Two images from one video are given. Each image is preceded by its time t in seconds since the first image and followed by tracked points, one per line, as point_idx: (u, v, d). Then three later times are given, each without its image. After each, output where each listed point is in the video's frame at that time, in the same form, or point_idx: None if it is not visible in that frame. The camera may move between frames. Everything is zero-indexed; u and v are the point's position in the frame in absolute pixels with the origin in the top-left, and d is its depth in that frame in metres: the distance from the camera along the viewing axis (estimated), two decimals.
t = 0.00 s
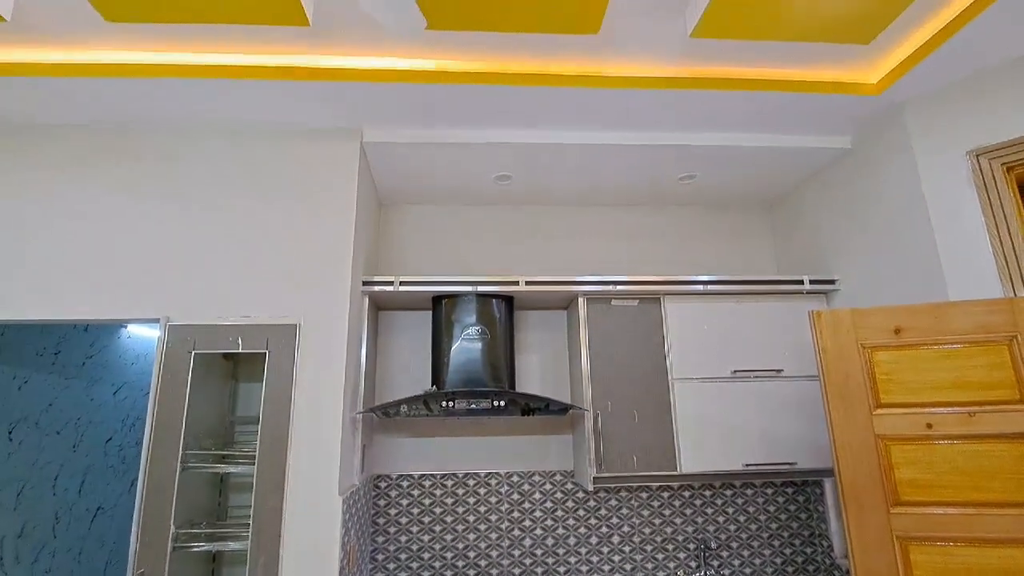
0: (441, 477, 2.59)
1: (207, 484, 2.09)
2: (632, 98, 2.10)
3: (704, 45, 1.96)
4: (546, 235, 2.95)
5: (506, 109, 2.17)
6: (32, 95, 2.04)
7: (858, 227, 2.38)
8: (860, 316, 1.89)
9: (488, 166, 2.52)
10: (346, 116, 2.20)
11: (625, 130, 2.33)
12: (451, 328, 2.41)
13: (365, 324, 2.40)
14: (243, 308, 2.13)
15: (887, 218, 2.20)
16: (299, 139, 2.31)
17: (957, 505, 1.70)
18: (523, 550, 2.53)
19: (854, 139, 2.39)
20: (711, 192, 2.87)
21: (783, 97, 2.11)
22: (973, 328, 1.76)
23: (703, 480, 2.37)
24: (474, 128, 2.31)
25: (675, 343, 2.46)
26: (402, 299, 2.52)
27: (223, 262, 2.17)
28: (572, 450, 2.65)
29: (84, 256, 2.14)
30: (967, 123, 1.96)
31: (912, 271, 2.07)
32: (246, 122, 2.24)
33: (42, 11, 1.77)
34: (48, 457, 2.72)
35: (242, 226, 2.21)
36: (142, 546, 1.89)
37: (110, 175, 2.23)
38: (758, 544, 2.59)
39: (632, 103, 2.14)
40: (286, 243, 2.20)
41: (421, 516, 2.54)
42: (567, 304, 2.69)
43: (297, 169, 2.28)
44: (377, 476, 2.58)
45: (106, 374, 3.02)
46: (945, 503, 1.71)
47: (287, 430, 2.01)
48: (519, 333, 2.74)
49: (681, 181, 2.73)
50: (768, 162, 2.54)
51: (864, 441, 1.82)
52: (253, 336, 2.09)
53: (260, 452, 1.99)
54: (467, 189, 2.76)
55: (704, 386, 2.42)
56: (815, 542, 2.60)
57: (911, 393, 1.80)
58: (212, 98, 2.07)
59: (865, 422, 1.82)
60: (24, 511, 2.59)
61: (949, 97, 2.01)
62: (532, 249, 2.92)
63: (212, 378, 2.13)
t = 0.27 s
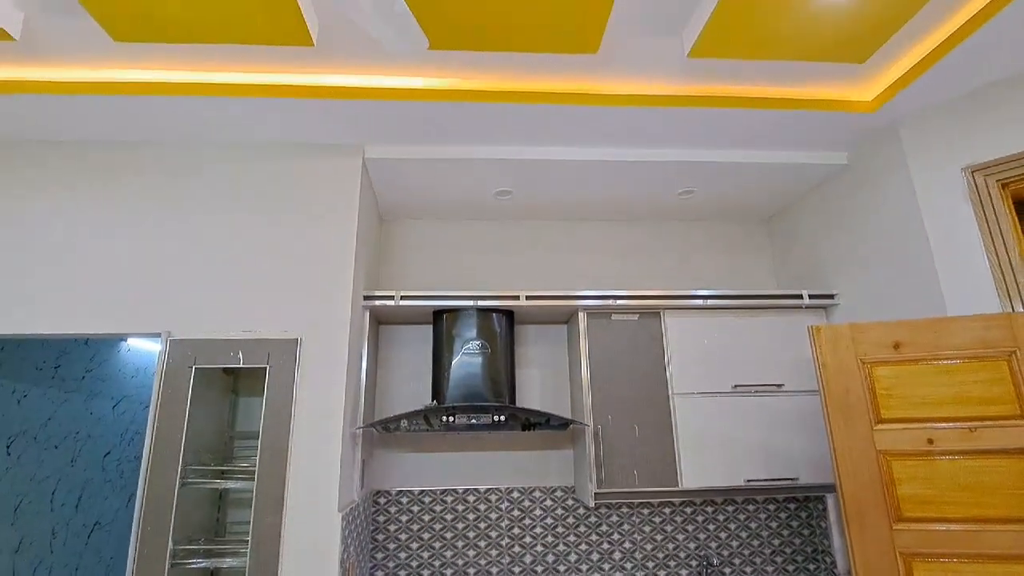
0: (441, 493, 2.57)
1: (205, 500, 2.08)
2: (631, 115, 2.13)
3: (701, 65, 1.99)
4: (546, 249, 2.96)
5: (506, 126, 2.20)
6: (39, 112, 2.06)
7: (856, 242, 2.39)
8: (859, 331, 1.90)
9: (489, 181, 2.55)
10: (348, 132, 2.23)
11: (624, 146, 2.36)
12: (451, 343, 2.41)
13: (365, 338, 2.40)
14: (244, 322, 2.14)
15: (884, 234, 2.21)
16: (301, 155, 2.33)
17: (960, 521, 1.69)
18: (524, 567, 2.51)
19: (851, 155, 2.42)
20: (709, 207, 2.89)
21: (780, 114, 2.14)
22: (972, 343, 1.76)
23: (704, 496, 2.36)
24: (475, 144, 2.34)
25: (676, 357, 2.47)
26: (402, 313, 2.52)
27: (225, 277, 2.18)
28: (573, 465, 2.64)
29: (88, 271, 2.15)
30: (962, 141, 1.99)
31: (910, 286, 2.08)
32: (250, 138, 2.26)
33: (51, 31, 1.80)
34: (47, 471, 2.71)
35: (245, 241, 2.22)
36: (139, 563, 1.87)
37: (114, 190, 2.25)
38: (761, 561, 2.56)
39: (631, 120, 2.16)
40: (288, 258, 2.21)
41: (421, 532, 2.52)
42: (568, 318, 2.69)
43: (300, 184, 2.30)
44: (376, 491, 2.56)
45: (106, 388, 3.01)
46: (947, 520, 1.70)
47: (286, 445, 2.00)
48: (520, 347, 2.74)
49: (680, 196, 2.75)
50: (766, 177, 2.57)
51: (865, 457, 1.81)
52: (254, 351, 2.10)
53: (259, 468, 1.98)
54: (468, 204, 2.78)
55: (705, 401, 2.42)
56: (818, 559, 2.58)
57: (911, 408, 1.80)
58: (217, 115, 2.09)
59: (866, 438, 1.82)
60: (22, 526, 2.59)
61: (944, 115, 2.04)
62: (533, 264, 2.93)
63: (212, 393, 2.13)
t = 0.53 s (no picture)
0: (440, 509, 2.55)
1: (203, 516, 2.06)
2: (631, 132, 2.15)
3: (699, 84, 2.02)
4: (546, 264, 2.97)
5: (507, 143, 2.22)
6: (44, 128, 2.08)
7: (854, 257, 2.41)
8: (859, 347, 1.90)
9: (490, 197, 2.57)
10: (350, 149, 2.25)
11: (624, 162, 2.39)
12: (451, 357, 2.41)
13: (366, 353, 2.40)
14: (245, 337, 2.14)
15: (882, 250, 2.23)
16: (304, 171, 2.35)
17: (963, 538, 1.68)
18: None
19: (848, 172, 2.44)
20: (708, 222, 2.91)
21: (777, 132, 2.16)
22: (971, 359, 1.77)
23: (706, 513, 2.34)
24: (476, 161, 2.36)
25: (676, 372, 2.47)
26: (403, 327, 2.53)
27: (227, 292, 2.19)
28: (573, 481, 2.62)
29: (89, 286, 2.15)
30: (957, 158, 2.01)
31: (909, 301, 2.09)
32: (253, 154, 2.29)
33: (59, 50, 1.83)
34: (43, 487, 2.69)
35: (247, 256, 2.23)
36: None
37: (117, 205, 2.26)
38: None
39: (630, 137, 2.19)
40: (289, 273, 2.22)
41: (420, 549, 2.50)
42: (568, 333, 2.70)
43: (302, 200, 2.32)
44: (376, 507, 2.54)
45: (105, 402, 2.99)
46: (951, 537, 1.69)
47: (286, 461, 2.00)
48: (520, 362, 2.74)
49: (679, 212, 2.77)
50: (764, 193, 2.59)
51: (867, 473, 1.81)
52: (255, 366, 2.10)
53: (259, 483, 1.97)
54: (468, 219, 2.80)
55: (705, 416, 2.42)
56: None
57: (912, 424, 1.80)
58: (220, 132, 2.12)
59: (867, 454, 1.82)
60: (17, 542, 2.56)
61: (939, 132, 2.06)
62: (533, 278, 2.94)
63: (212, 408, 2.13)
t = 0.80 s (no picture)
0: (440, 524, 2.53)
1: (201, 532, 2.04)
2: (630, 148, 2.17)
3: (696, 101, 2.05)
4: (546, 278, 2.98)
5: (507, 158, 2.24)
6: (49, 143, 2.11)
7: (853, 272, 2.42)
8: (859, 361, 1.90)
9: (490, 212, 2.59)
10: (352, 164, 2.27)
11: (623, 178, 2.40)
12: (452, 371, 2.41)
13: (366, 367, 2.40)
14: (245, 351, 2.14)
15: (881, 264, 2.24)
16: (305, 186, 2.37)
17: (967, 555, 1.67)
18: None
19: (845, 187, 2.46)
20: (708, 236, 2.93)
21: (775, 147, 2.18)
22: (971, 374, 1.77)
23: (707, 529, 2.33)
24: (477, 176, 2.38)
25: (676, 386, 2.46)
26: (403, 341, 2.53)
27: (227, 305, 2.19)
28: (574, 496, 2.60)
29: (90, 300, 2.16)
30: (954, 171, 2.02)
31: (908, 315, 2.10)
32: (255, 169, 2.30)
33: (65, 66, 1.85)
34: (40, 501, 2.67)
35: (248, 270, 2.24)
36: None
37: (120, 219, 2.28)
38: None
39: (630, 153, 2.21)
40: (290, 287, 2.23)
41: (420, 565, 2.47)
42: (568, 346, 2.70)
43: (303, 214, 2.33)
44: (375, 522, 2.52)
45: (103, 416, 2.98)
46: (954, 553, 1.68)
47: (285, 476, 1.98)
48: (520, 376, 2.73)
49: (678, 226, 2.79)
50: (763, 208, 2.61)
51: (869, 489, 1.80)
52: (255, 380, 2.09)
53: (258, 499, 1.95)
54: (468, 233, 2.81)
55: (706, 430, 2.41)
56: None
57: (914, 439, 1.80)
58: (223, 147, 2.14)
59: (869, 469, 1.81)
60: (12, 557, 2.54)
61: (936, 148, 2.08)
62: (532, 292, 2.95)
63: (212, 422, 2.12)
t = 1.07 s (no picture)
0: (440, 536, 2.52)
1: (199, 544, 2.03)
2: (630, 159, 2.19)
3: (696, 113, 2.06)
4: (546, 288, 2.99)
5: (507, 169, 2.25)
6: (52, 154, 2.11)
7: (852, 282, 2.42)
8: (860, 372, 1.90)
9: (490, 222, 2.60)
10: (353, 175, 2.28)
11: (623, 188, 2.42)
12: (452, 382, 2.41)
13: (366, 377, 2.39)
14: (245, 362, 2.13)
15: (880, 274, 2.25)
16: (307, 196, 2.38)
17: (971, 568, 1.66)
18: None
19: (844, 197, 2.47)
20: (707, 246, 2.94)
21: (774, 158, 2.20)
22: (972, 384, 1.76)
23: (709, 541, 2.31)
24: (477, 186, 2.39)
25: (677, 397, 2.46)
26: (403, 351, 2.53)
27: (228, 316, 2.19)
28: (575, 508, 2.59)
29: (91, 310, 2.16)
30: (953, 181, 2.03)
31: (908, 325, 2.10)
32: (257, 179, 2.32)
33: (69, 79, 1.87)
34: (37, 512, 2.65)
35: (249, 281, 2.24)
36: None
37: (121, 229, 2.28)
38: None
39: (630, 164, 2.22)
40: (291, 297, 2.23)
41: None
42: (568, 357, 2.70)
43: (305, 224, 2.34)
44: (374, 534, 2.50)
45: (101, 425, 2.97)
46: (959, 566, 1.67)
47: (284, 488, 1.97)
48: (520, 386, 2.73)
49: (678, 236, 2.80)
50: (763, 218, 2.62)
51: (871, 501, 1.79)
52: (255, 391, 2.09)
53: (256, 511, 1.94)
54: (468, 244, 2.82)
55: (707, 441, 2.40)
56: None
57: (915, 450, 1.79)
58: (225, 157, 2.15)
59: (871, 481, 1.81)
60: (9, 569, 2.51)
61: (934, 159, 2.09)
62: (532, 302, 2.95)
63: (211, 434, 2.11)
